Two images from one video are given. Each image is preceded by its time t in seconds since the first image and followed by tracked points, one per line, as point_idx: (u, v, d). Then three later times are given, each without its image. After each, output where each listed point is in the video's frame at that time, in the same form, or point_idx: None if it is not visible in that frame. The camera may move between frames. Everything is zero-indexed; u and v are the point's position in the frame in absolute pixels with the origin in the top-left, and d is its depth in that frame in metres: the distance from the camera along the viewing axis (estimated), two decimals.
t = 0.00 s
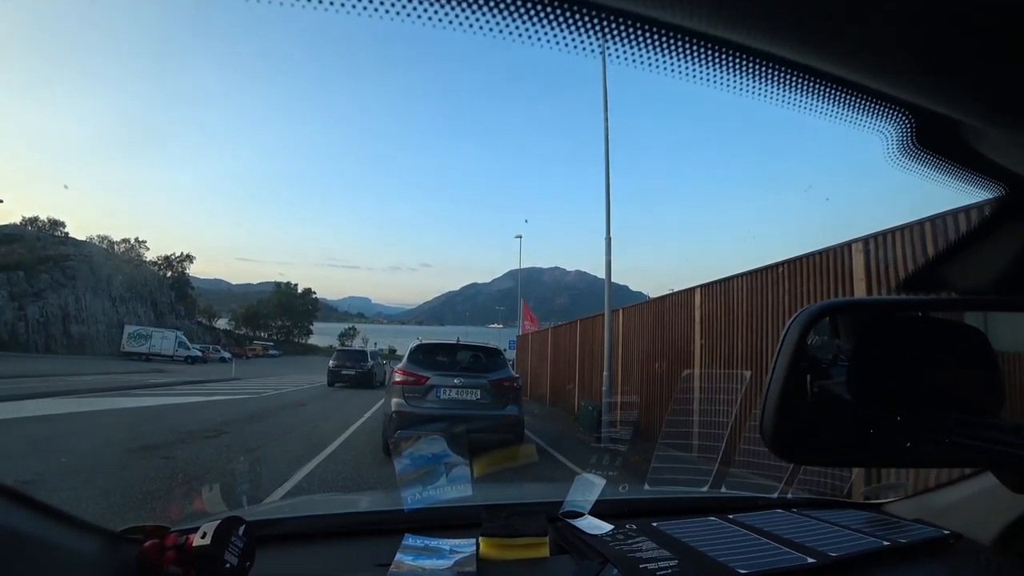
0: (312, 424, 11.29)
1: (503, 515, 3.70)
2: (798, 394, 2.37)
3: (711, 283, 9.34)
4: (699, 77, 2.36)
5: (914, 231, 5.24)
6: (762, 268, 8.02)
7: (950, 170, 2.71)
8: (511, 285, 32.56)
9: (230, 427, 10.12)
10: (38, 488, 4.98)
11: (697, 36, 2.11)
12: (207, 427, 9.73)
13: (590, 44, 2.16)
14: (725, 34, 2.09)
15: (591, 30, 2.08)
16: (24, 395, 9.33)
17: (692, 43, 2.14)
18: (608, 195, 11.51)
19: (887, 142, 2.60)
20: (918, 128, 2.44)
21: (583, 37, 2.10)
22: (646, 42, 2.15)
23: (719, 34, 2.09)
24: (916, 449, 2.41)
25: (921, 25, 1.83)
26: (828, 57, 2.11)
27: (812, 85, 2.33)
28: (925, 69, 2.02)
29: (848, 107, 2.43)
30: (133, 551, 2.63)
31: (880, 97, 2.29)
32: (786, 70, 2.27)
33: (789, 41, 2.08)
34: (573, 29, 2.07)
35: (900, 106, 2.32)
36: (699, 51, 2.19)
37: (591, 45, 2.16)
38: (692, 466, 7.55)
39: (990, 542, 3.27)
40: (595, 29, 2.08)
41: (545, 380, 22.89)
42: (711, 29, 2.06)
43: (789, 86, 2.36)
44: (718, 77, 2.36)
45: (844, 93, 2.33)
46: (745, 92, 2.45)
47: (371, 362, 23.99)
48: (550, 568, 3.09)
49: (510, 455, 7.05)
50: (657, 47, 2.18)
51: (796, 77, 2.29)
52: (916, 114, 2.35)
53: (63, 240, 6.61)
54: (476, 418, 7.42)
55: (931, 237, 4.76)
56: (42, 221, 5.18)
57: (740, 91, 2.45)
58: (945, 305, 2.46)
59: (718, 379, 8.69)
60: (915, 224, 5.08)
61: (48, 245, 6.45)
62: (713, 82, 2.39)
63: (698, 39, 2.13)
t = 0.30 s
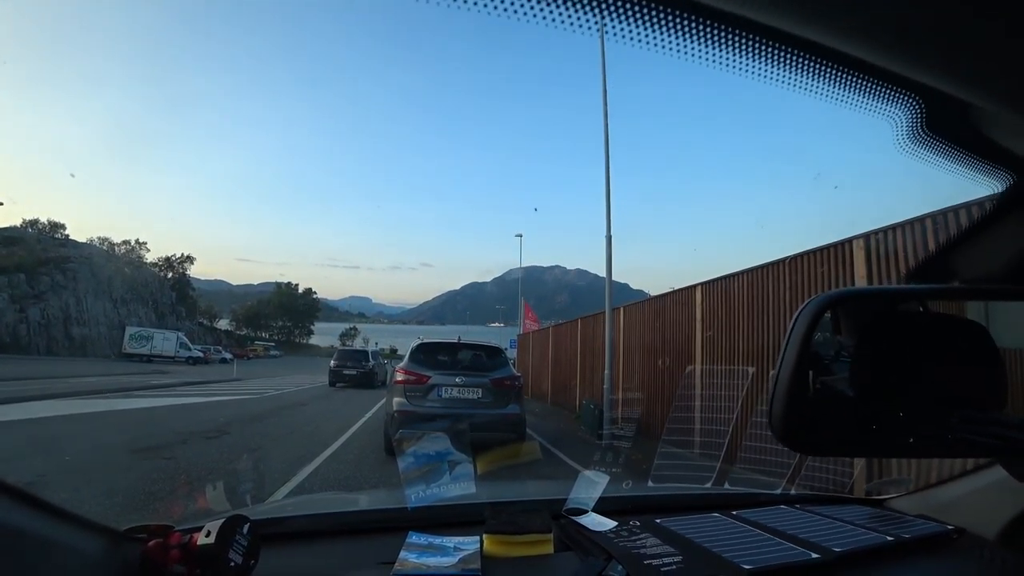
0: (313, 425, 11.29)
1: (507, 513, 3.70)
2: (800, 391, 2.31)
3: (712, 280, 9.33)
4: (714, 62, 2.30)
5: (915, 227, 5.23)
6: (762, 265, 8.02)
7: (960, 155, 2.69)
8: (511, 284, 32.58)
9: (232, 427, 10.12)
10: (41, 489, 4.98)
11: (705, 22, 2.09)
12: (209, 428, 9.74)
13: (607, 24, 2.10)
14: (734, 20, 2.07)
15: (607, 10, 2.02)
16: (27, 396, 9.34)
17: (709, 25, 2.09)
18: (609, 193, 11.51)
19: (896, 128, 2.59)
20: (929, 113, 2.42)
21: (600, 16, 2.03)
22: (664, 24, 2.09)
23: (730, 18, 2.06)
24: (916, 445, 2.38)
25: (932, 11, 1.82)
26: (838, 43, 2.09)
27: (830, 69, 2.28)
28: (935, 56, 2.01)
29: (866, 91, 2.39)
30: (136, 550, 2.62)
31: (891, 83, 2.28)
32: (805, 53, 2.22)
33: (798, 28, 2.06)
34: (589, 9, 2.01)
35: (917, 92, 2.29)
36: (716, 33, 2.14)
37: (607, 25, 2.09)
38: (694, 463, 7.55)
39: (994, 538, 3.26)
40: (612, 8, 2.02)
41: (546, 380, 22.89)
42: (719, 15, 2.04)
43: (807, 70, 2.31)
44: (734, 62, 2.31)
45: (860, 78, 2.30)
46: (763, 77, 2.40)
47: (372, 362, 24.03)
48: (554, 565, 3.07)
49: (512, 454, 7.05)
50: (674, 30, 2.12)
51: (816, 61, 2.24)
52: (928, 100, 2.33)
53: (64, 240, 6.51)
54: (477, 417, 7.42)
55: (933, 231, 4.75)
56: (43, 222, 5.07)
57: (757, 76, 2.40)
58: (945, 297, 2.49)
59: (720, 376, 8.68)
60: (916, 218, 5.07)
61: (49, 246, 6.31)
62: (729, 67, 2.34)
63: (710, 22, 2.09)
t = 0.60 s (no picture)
0: (314, 425, 11.34)
1: (507, 514, 3.75)
2: (799, 394, 2.40)
3: (711, 282, 9.39)
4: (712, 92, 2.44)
5: (913, 231, 5.29)
6: (761, 267, 8.08)
7: (946, 177, 2.77)
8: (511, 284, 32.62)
9: (233, 427, 10.17)
10: (44, 488, 5.03)
11: (701, 48, 2.17)
12: (210, 428, 9.79)
13: (608, 58, 2.24)
14: (728, 46, 2.15)
15: (608, 43, 2.16)
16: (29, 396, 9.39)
17: (705, 57, 2.21)
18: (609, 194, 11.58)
19: (887, 152, 2.69)
20: (920, 138, 2.50)
21: (601, 50, 2.17)
22: (661, 56, 2.23)
23: (723, 45, 2.14)
24: (912, 446, 2.45)
25: (919, 32, 1.88)
26: (830, 64, 2.16)
27: (823, 100, 2.40)
28: (924, 76, 2.07)
29: (860, 123, 2.50)
30: (142, 550, 2.68)
31: (883, 107, 2.35)
32: (798, 84, 2.33)
33: (789, 52, 2.13)
34: (590, 42, 2.15)
35: (905, 119, 2.38)
36: (713, 64, 2.26)
37: (608, 58, 2.23)
38: (693, 464, 7.61)
39: (988, 539, 3.32)
40: (613, 43, 2.16)
41: (546, 380, 22.92)
42: (712, 39, 2.11)
43: (801, 100, 2.43)
44: (726, 88, 2.42)
45: (854, 108, 2.40)
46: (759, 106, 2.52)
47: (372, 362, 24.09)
48: (554, 565, 3.13)
49: (512, 454, 7.11)
50: (670, 61, 2.26)
51: (807, 91, 2.36)
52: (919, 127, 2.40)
53: (64, 239, 6.51)
54: (477, 418, 7.47)
55: (928, 235, 4.82)
56: (44, 221, 5.06)
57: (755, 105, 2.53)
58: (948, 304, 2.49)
59: (719, 378, 8.74)
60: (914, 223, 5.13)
61: (48, 244, 6.29)
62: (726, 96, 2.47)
63: (705, 54, 2.20)
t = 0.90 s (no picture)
0: (313, 427, 11.31)
1: (506, 515, 3.74)
2: (796, 390, 2.42)
3: (710, 281, 9.38)
4: (714, 94, 2.43)
5: (911, 228, 5.28)
6: (760, 266, 8.07)
7: (948, 176, 2.75)
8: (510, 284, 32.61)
9: (232, 429, 10.14)
10: (42, 491, 5.01)
11: (701, 50, 2.15)
12: (209, 430, 9.77)
13: (609, 63, 2.23)
14: (727, 48, 2.13)
15: (608, 48, 2.15)
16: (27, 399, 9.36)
17: (705, 61, 2.20)
18: (607, 193, 11.56)
19: (883, 153, 2.67)
20: (917, 138, 2.49)
21: (601, 53, 2.16)
22: (661, 59, 2.22)
23: (721, 48, 2.13)
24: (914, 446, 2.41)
25: (919, 31, 1.86)
26: (826, 65, 2.14)
27: (824, 103, 2.38)
28: (924, 76, 2.05)
29: (864, 124, 2.48)
30: (139, 553, 2.66)
31: (885, 109, 2.33)
32: (800, 87, 2.32)
33: (787, 54, 2.12)
34: (589, 46, 2.14)
35: (902, 119, 2.36)
36: (713, 68, 2.25)
37: (609, 63, 2.22)
38: (693, 464, 7.59)
39: (988, 537, 3.31)
40: (613, 47, 2.15)
41: (545, 380, 22.91)
42: (711, 42, 2.10)
43: (803, 101, 2.41)
44: (721, 90, 2.40)
45: (857, 109, 2.38)
46: (761, 108, 2.51)
47: (371, 363, 24.06)
48: (553, 567, 3.12)
49: (511, 454, 7.09)
50: (671, 65, 2.25)
51: (810, 93, 2.35)
52: (920, 126, 2.39)
53: (61, 241, 6.46)
54: (477, 418, 7.46)
55: (926, 233, 4.81)
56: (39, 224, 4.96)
57: (755, 109, 2.52)
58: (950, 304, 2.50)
59: (719, 377, 8.72)
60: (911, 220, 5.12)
61: (45, 246, 6.24)
62: (729, 98, 2.46)
63: (705, 57, 2.18)
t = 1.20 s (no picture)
0: (308, 427, 11.31)
1: (499, 517, 3.74)
2: (788, 390, 2.42)
3: (705, 283, 9.40)
4: (710, 121, 2.44)
5: (899, 233, 5.31)
6: (755, 268, 8.10)
7: (923, 189, 2.80)
8: (506, 284, 32.63)
9: (227, 431, 10.13)
10: (35, 493, 4.99)
11: (694, 79, 2.16)
12: (204, 431, 9.75)
13: (602, 88, 2.24)
14: (719, 77, 2.14)
15: (597, 75, 2.15)
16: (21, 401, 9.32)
17: (699, 88, 2.21)
18: (603, 194, 11.59)
19: (865, 169, 2.68)
20: (898, 155, 2.51)
21: (595, 80, 2.17)
22: (656, 86, 2.23)
23: (714, 78, 2.14)
24: (903, 448, 2.44)
25: (908, 55, 1.87)
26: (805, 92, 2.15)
27: (809, 125, 2.38)
28: (914, 101, 2.06)
29: (860, 146, 2.49)
30: (129, 555, 2.65)
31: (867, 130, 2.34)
32: (797, 114, 2.32)
33: (780, 83, 2.12)
34: (581, 73, 2.15)
35: (882, 138, 2.38)
36: (698, 94, 2.25)
37: (604, 89, 2.24)
38: (687, 465, 7.61)
39: (976, 538, 3.33)
40: (602, 74, 2.15)
41: (542, 380, 22.94)
42: (704, 71, 2.10)
43: (799, 128, 2.42)
44: (706, 114, 2.40)
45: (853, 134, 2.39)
46: (760, 134, 2.51)
47: (368, 364, 24.05)
48: (544, 569, 3.13)
49: (507, 455, 7.10)
50: (667, 92, 2.26)
51: (805, 120, 2.35)
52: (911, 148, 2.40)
53: (57, 242, 6.40)
54: (472, 420, 7.46)
55: (913, 238, 4.84)
56: (34, 223, 4.92)
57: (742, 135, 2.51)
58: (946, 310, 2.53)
59: (714, 379, 8.74)
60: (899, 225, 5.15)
61: (41, 248, 6.16)
62: (726, 125, 2.46)
63: (700, 85, 2.19)
